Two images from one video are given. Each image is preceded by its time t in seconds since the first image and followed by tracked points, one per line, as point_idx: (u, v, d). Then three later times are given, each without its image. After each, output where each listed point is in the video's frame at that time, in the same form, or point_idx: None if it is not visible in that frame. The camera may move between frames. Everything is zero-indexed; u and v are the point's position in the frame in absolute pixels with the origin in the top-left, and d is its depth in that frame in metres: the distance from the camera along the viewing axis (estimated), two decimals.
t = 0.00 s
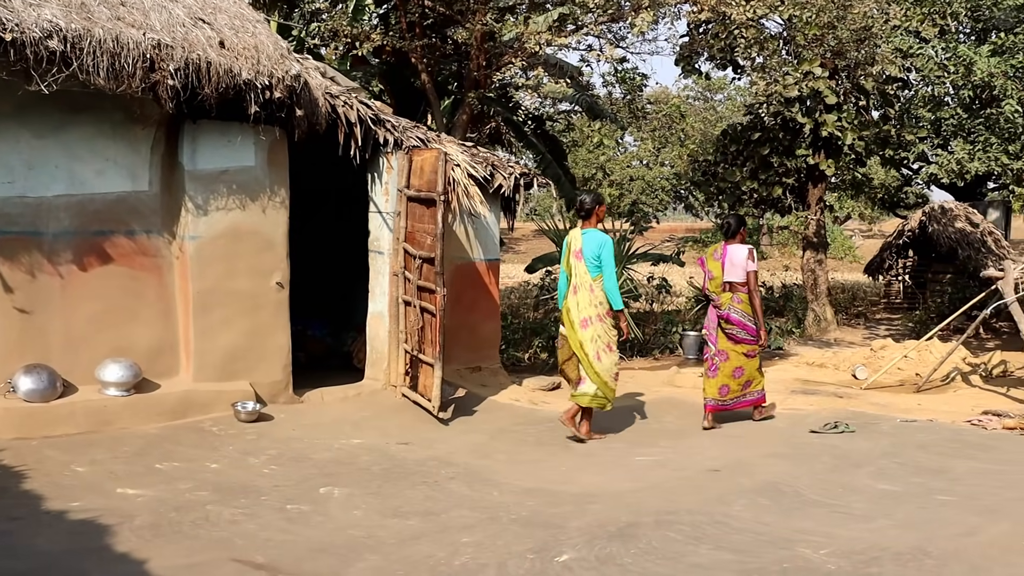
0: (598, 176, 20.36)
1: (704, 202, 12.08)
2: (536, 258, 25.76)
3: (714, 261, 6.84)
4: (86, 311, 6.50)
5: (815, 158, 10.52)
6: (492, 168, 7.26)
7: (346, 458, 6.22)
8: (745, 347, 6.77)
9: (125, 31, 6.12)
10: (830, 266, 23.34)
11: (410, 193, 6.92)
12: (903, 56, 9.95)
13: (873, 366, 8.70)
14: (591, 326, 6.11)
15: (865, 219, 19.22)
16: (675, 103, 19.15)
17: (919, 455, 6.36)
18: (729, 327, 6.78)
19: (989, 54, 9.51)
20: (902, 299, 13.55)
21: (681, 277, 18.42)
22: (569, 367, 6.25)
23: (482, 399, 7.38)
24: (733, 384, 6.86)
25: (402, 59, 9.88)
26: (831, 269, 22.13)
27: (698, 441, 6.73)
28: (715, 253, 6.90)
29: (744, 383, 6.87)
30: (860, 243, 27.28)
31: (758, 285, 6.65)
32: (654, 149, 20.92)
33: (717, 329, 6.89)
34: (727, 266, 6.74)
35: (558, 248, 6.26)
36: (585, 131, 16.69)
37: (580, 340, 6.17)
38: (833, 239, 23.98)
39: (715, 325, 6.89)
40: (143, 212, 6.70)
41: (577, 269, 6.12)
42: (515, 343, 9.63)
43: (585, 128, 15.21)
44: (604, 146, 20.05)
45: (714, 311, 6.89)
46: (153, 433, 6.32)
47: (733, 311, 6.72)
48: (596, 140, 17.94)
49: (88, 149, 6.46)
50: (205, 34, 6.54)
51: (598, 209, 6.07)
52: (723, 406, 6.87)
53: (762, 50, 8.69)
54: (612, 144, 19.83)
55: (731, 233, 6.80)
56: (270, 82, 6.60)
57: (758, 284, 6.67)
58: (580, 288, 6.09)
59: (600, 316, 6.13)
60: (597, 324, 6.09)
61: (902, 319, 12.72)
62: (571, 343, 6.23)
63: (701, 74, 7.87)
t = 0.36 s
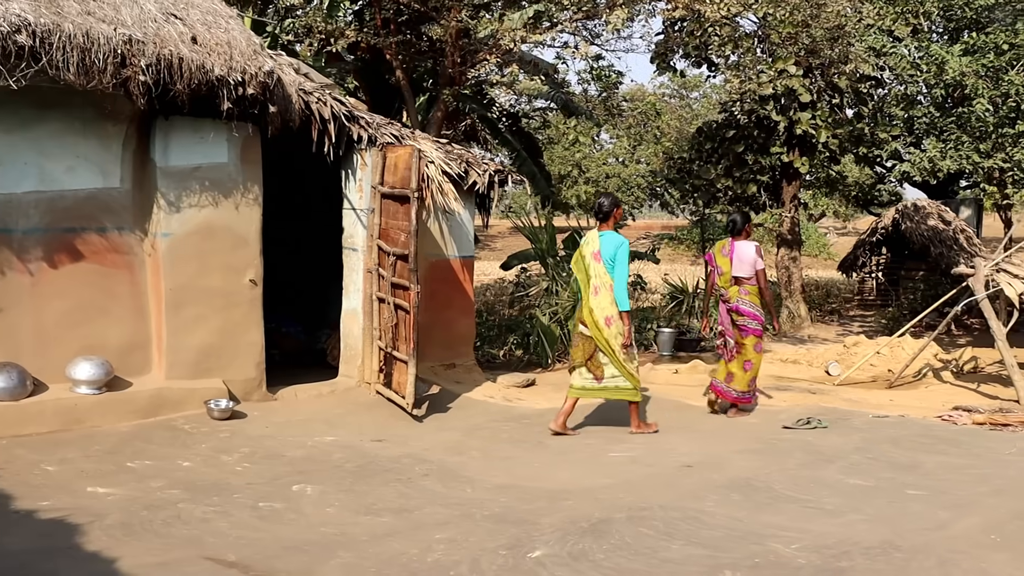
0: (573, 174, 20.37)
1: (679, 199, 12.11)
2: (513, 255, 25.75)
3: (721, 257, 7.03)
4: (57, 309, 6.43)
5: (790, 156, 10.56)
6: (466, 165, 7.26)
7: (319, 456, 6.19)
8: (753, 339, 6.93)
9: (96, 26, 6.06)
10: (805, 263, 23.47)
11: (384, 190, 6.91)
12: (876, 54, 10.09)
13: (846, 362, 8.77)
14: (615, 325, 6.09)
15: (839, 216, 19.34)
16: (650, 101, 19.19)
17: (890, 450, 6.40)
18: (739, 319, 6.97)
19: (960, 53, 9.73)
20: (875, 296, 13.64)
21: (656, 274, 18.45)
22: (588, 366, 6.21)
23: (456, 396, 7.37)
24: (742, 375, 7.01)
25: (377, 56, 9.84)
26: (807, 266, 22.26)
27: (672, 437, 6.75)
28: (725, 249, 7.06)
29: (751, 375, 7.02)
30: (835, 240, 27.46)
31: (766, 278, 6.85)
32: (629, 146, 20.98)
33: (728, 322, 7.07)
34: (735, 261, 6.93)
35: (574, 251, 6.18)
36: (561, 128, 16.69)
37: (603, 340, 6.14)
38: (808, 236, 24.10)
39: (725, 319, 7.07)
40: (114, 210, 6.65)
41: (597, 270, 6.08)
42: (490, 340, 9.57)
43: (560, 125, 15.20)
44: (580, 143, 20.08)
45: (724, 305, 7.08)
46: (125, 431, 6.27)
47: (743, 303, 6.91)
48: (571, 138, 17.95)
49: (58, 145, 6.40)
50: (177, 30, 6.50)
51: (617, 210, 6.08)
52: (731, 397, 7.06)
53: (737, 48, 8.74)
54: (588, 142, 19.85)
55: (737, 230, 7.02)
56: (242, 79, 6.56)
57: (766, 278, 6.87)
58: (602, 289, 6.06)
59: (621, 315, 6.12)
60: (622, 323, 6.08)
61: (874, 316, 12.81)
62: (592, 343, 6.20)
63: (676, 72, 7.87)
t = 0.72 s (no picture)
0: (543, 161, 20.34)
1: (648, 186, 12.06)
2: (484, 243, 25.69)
3: (710, 249, 7.30)
4: (20, 297, 6.32)
5: (758, 144, 10.40)
6: (434, 153, 7.22)
7: (286, 444, 6.17)
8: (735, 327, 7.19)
9: (58, 10, 5.97)
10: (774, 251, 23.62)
11: (352, 177, 6.88)
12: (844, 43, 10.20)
13: (813, 348, 8.84)
14: (626, 308, 6.37)
15: (807, 204, 19.48)
16: (621, 88, 19.18)
17: (855, 436, 6.47)
18: (723, 308, 7.23)
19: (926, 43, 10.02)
20: (842, 283, 13.75)
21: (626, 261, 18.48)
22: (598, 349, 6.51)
23: (425, 383, 7.37)
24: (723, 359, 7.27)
25: (346, 43, 9.76)
26: (776, 254, 22.41)
27: (638, 424, 6.79)
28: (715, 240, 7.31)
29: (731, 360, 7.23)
30: (803, 228, 27.64)
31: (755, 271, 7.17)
32: (599, 134, 20.97)
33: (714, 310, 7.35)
34: (726, 252, 7.22)
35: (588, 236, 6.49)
36: (531, 115, 16.63)
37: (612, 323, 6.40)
38: (777, 224, 24.24)
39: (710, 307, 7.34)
40: (79, 197, 6.54)
41: (611, 256, 6.35)
42: (459, 328, 9.73)
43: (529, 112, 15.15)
44: (551, 131, 20.04)
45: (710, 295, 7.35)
46: (90, 420, 6.21)
47: (730, 293, 7.17)
48: (541, 125, 17.90)
49: (21, 131, 6.29)
50: (142, 15, 6.41)
51: (629, 199, 6.35)
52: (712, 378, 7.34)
53: (705, 36, 8.80)
54: (559, 130, 19.80)
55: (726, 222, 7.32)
56: (208, 64, 6.49)
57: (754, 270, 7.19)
58: (615, 273, 6.33)
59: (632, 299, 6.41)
60: (630, 307, 6.35)
61: (841, 303, 12.91)
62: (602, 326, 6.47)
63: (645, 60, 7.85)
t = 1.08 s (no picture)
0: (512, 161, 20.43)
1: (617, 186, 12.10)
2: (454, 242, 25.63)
3: (701, 245, 7.48)
4: None
5: (726, 146, 10.21)
6: (402, 153, 7.22)
7: (252, 445, 6.13)
8: (729, 321, 7.49)
9: (19, 6, 5.89)
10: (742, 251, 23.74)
11: (319, 177, 6.86)
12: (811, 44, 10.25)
13: (779, 348, 8.92)
14: (620, 313, 6.57)
15: (775, 205, 19.63)
16: (590, 88, 19.20)
17: (820, 434, 6.52)
18: (714, 303, 7.50)
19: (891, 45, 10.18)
20: (809, 283, 13.85)
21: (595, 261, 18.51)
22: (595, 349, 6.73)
23: (392, 384, 7.35)
24: (721, 353, 7.56)
25: (314, 42, 9.68)
26: (745, 254, 22.54)
27: (606, 424, 6.80)
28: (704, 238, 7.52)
29: (732, 351, 7.58)
30: (771, 227, 27.86)
31: (740, 268, 7.28)
32: (569, 134, 21.01)
33: (705, 305, 7.58)
34: (714, 249, 7.37)
35: (589, 241, 6.71)
36: (501, 114, 16.60)
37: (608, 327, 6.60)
38: (745, 224, 24.33)
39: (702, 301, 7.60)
40: (41, 196, 6.43)
41: (609, 262, 6.57)
42: (428, 328, 9.69)
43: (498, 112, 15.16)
44: (520, 131, 20.03)
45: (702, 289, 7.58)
46: (53, 422, 6.13)
47: (718, 289, 7.43)
48: (511, 125, 17.90)
49: None
50: (106, 12, 6.33)
51: (628, 206, 6.56)
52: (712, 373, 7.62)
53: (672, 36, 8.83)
54: (528, 129, 19.78)
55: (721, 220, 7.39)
56: (174, 63, 6.43)
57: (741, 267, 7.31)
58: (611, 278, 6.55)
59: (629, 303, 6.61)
60: (626, 312, 6.55)
61: (808, 302, 13.00)
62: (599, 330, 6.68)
63: (614, 61, 7.87)
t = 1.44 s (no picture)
0: (484, 160, 20.42)
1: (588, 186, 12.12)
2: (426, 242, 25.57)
3: (704, 243, 7.72)
4: None
5: (698, 145, 10.54)
6: (372, 152, 7.21)
7: (221, 445, 6.10)
8: (732, 317, 7.62)
9: None
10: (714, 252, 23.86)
11: (289, 175, 6.85)
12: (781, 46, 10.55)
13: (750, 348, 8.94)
14: (625, 307, 6.79)
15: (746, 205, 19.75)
16: (562, 88, 19.23)
17: (788, 433, 6.56)
18: (717, 299, 7.67)
19: (861, 48, 10.17)
20: (778, 284, 13.94)
21: (567, 260, 18.51)
22: (600, 344, 6.90)
23: (362, 383, 7.34)
24: (720, 349, 7.72)
25: (285, 40, 9.63)
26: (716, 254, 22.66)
27: (575, 423, 6.82)
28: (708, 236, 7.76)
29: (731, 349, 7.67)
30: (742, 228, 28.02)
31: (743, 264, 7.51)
32: (541, 134, 21.02)
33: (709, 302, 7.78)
34: (717, 247, 7.62)
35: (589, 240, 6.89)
36: (473, 113, 16.56)
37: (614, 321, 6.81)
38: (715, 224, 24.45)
39: (706, 300, 7.78)
40: (6, 193, 6.33)
41: (610, 259, 6.76)
42: (398, 327, 9.51)
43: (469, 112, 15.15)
44: (492, 130, 20.03)
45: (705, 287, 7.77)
46: (18, 421, 6.06)
47: (721, 285, 7.62)
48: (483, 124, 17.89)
49: None
50: (72, 7, 6.23)
51: (627, 206, 6.71)
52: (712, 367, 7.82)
53: (645, 37, 8.98)
54: (500, 128, 19.76)
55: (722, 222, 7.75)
56: (142, 60, 6.36)
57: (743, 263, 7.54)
58: (613, 275, 6.75)
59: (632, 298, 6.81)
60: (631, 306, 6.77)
61: (778, 302, 13.06)
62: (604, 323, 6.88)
63: (586, 62, 7.90)
